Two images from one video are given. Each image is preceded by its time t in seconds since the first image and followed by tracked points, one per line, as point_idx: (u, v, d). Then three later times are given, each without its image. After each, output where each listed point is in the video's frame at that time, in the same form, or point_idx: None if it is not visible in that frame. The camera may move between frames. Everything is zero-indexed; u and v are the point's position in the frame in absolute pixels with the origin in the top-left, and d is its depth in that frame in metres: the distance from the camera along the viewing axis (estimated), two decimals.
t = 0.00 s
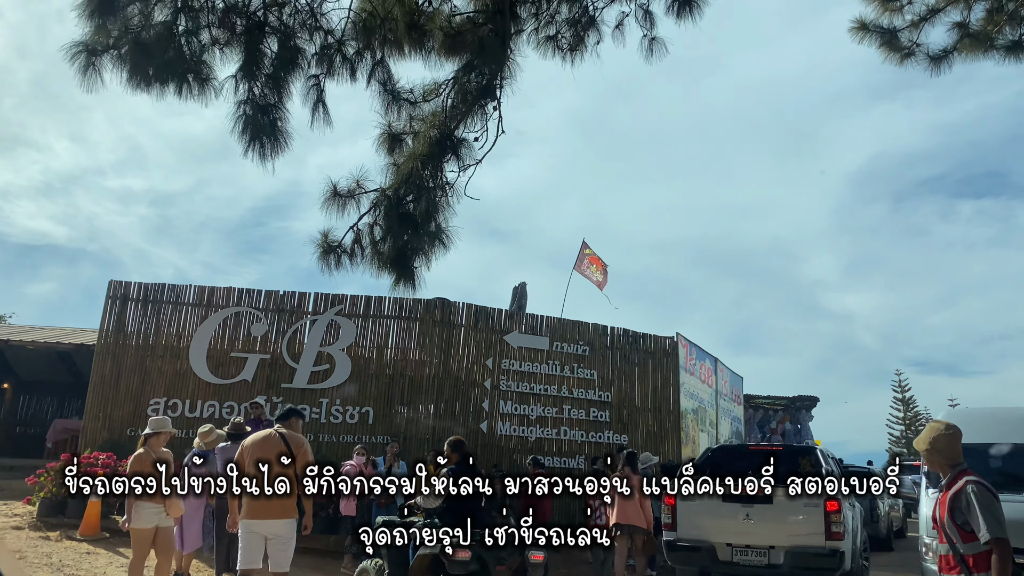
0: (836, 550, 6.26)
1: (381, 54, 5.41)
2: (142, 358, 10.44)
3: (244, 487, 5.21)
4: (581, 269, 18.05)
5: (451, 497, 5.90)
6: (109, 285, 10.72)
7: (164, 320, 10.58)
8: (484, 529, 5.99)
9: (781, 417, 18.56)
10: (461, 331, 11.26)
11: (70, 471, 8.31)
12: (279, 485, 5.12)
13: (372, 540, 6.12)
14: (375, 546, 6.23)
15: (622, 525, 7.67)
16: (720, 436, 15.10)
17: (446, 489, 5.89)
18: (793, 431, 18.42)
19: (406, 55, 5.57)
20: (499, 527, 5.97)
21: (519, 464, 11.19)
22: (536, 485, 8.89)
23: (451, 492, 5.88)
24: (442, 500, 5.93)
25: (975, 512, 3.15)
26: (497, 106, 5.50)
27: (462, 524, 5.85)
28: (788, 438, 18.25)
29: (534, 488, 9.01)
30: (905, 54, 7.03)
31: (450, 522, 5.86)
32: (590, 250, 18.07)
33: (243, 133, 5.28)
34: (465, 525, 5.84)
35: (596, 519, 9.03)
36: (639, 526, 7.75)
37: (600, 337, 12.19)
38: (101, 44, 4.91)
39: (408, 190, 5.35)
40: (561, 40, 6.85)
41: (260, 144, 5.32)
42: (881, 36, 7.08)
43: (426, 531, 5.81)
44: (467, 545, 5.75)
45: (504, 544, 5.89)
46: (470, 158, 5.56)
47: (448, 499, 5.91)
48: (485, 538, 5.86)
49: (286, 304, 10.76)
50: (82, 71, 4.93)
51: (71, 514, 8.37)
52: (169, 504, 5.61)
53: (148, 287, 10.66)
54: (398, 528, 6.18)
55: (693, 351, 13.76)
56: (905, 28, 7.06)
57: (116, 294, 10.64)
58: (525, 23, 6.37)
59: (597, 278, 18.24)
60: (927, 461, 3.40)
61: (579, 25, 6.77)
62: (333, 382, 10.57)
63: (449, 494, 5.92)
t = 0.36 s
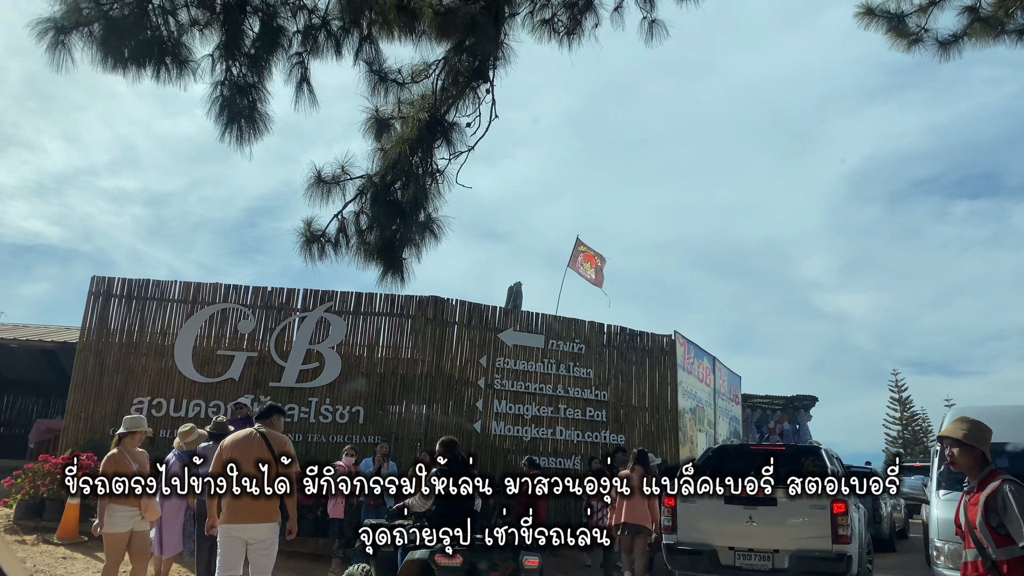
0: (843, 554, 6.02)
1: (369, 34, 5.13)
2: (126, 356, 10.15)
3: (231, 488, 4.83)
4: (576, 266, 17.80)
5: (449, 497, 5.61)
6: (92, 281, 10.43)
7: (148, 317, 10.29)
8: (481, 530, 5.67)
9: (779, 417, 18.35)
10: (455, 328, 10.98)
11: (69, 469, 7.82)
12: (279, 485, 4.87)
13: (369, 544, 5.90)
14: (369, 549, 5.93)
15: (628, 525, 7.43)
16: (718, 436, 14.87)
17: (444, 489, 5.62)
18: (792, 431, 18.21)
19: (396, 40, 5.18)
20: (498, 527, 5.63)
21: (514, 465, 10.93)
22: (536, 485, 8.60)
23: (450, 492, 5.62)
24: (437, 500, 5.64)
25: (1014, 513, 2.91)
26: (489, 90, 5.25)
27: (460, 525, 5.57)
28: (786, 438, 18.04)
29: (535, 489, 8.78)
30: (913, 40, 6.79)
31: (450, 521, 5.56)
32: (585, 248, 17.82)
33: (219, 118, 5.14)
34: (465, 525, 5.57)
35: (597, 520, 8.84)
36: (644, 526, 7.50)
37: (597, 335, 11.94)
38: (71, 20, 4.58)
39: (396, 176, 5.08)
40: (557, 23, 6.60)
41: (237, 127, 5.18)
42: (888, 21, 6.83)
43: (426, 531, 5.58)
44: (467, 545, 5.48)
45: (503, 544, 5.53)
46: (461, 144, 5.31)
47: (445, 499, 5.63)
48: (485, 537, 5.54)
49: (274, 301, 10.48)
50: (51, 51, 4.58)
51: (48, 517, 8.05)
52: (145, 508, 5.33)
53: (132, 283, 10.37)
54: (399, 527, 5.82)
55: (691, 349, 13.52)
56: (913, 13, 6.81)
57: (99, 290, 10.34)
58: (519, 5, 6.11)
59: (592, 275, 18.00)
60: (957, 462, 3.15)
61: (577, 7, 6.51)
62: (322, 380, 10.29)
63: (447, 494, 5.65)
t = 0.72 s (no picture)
0: (849, 556, 5.80)
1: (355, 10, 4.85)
2: (108, 352, 9.87)
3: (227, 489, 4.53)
4: (570, 263, 17.55)
5: (449, 497, 5.16)
6: (72, 275, 10.13)
7: (130, 312, 10.01)
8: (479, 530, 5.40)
9: (775, 416, 18.16)
10: (446, 324, 10.73)
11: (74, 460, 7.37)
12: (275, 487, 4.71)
13: (370, 545, 5.58)
14: (369, 550, 5.60)
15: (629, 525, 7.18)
16: (714, 435, 14.66)
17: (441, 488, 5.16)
18: (788, 430, 18.03)
19: (383, 18, 4.87)
20: (498, 527, 5.38)
21: (507, 464, 10.69)
22: (536, 485, 8.35)
23: (450, 493, 5.16)
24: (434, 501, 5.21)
25: None
26: (481, 70, 5.00)
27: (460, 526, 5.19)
28: (783, 437, 17.85)
29: (534, 488, 8.52)
30: (918, 24, 6.57)
31: (450, 520, 5.16)
32: (580, 245, 17.60)
33: (197, 99, 4.86)
34: (465, 525, 5.18)
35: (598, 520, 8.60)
36: (644, 526, 7.25)
37: (591, 331, 11.70)
38: None
39: (382, 159, 4.80)
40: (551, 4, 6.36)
41: (215, 109, 4.91)
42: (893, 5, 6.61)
43: (426, 531, 5.21)
44: (467, 545, 5.17)
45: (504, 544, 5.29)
46: (450, 127, 5.06)
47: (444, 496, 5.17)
48: (484, 537, 5.25)
49: (260, 295, 10.21)
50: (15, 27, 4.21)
51: (24, 518, 7.77)
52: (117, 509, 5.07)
53: (114, 277, 10.08)
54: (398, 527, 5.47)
55: (687, 347, 13.30)
56: None
57: (80, 284, 10.05)
58: None
59: (586, 272, 17.78)
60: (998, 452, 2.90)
61: None
62: (310, 377, 10.03)
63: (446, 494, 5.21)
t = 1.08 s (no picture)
0: (853, 559, 5.58)
1: None
2: (87, 349, 9.57)
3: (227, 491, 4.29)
4: (564, 260, 17.31)
5: (448, 496, 4.97)
6: (51, 269, 9.82)
7: (111, 306, 9.72)
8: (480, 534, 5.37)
9: (770, 414, 17.98)
10: (436, 320, 10.46)
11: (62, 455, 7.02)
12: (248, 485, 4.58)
13: (370, 545, 5.18)
14: (370, 550, 5.22)
15: (624, 526, 6.99)
16: (709, 433, 14.44)
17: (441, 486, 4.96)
18: (783, 428, 17.85)
19: None
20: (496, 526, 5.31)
21: (499, 463, 10.44)
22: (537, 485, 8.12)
23: (449, 493, 4.96)
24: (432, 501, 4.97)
25: None
26: (471, 47, 4.72)
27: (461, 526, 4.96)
28: (778, 435, 17.67)
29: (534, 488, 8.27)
30: (925, 8, 6.33)
31: (450, 519, 4.93)
32: (574, 242, 17.33)
33: (171, 80, 4.58)
34: (465, 524, 4.96)
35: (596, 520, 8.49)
36: (642, 526, 7.06)
37: (585, 328, 11.47)
38: None
39: (366, 141, 4.52)
40: None
41: (190, 90, 4.65)
42: None
43: (426, 530, 4.96)
44: (468, 545, 4.94)
45: (503, 545, 5.27)
46: (438, 108, 4.79)
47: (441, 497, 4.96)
48: (484, 537, 5.13)
49: (245, 290, 9.93)
50: None
51: None
52: (87, 510, 4.82)
53: (94, 272, 9.77)
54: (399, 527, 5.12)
55: (682, 344, 13.07)
56: None
57: (58, 278, 9.75)
58: None
59: (580, 269, 17.56)
60: None
61: None
62: (296, 374, 9.75)
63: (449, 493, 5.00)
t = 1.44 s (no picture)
0: (853, 561, 5.40)
1: None
2: (63, 345, 9.28)
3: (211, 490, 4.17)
4: (553, 257, 17.12)
5: (451, 497, 5.13)
6: (26, 263, 9.53)
7: (88, 301, 9.43)
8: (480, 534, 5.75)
9: (761, 413, 17.85)
10: (423, 316, 10.23)
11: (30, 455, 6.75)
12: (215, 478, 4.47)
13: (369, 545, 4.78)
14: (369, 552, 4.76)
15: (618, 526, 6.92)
16: (701, 432, 14.29)
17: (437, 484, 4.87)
18: (775, 427, 17.73)
19: None
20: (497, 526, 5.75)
21: (487, 463, 10.23)
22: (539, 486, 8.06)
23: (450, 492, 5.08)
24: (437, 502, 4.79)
25: None
26: (457, 25, 4.48)
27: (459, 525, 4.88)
28: (769, 434, 17.54)
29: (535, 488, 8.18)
30: None
31: (448, 519, 4.84)
32: (563, 239, 17.12)
33: (139, 58, 4.35)
34: (464, 525, 4.96)
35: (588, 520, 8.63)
36: (637, 527, 6.99)
37: (576, 324, 11.27)
38: None
39: (347, 123, 4.33)
40: None
41: (159, 70, 4.42)
42: None
43: (426, 530, 4.70)
44: (468, 547, 4.83)
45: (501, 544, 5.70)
46: (422, 90, 4.55)
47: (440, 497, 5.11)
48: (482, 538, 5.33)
49: (226, 285, 9.67)
50: None
51: None
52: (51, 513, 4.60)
53: (71, 266, 9.49)
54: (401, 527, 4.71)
55: (673, 341, 12.89)
56: None
57: (34, 273, 9.46)
58: None
59: (569, 266, 17.38)
60: None
61: None
62: (279, 372, 9.50)
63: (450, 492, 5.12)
